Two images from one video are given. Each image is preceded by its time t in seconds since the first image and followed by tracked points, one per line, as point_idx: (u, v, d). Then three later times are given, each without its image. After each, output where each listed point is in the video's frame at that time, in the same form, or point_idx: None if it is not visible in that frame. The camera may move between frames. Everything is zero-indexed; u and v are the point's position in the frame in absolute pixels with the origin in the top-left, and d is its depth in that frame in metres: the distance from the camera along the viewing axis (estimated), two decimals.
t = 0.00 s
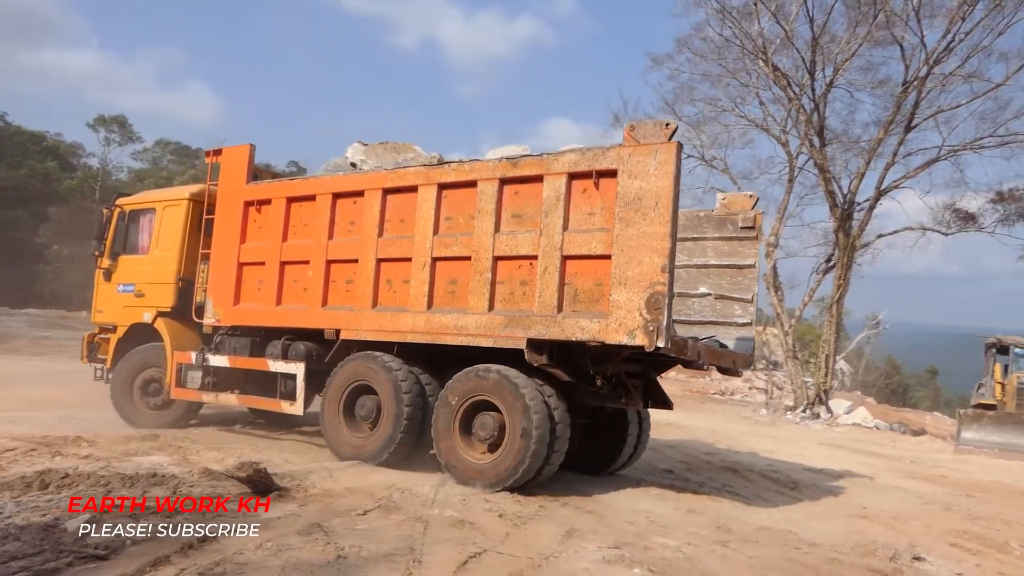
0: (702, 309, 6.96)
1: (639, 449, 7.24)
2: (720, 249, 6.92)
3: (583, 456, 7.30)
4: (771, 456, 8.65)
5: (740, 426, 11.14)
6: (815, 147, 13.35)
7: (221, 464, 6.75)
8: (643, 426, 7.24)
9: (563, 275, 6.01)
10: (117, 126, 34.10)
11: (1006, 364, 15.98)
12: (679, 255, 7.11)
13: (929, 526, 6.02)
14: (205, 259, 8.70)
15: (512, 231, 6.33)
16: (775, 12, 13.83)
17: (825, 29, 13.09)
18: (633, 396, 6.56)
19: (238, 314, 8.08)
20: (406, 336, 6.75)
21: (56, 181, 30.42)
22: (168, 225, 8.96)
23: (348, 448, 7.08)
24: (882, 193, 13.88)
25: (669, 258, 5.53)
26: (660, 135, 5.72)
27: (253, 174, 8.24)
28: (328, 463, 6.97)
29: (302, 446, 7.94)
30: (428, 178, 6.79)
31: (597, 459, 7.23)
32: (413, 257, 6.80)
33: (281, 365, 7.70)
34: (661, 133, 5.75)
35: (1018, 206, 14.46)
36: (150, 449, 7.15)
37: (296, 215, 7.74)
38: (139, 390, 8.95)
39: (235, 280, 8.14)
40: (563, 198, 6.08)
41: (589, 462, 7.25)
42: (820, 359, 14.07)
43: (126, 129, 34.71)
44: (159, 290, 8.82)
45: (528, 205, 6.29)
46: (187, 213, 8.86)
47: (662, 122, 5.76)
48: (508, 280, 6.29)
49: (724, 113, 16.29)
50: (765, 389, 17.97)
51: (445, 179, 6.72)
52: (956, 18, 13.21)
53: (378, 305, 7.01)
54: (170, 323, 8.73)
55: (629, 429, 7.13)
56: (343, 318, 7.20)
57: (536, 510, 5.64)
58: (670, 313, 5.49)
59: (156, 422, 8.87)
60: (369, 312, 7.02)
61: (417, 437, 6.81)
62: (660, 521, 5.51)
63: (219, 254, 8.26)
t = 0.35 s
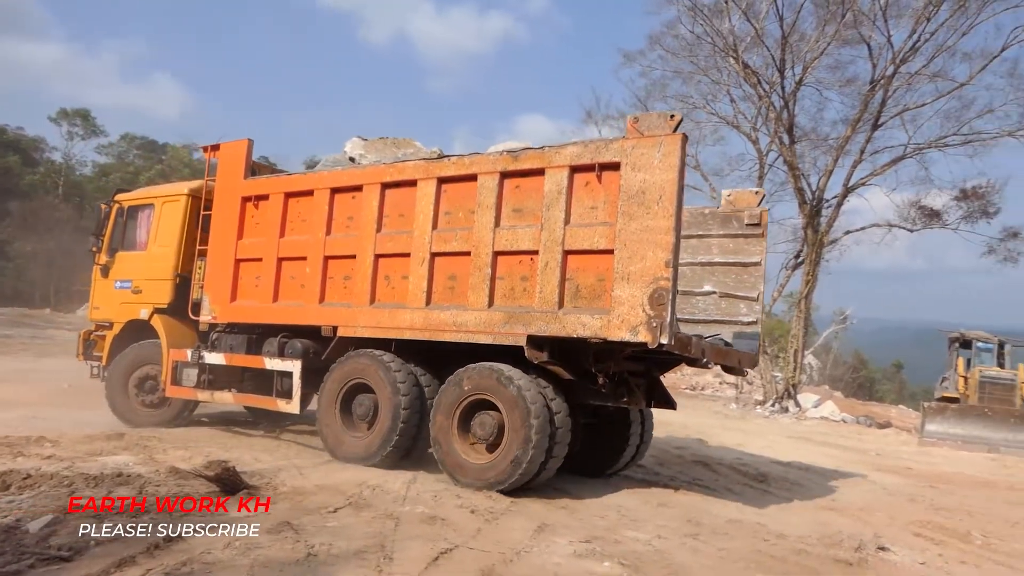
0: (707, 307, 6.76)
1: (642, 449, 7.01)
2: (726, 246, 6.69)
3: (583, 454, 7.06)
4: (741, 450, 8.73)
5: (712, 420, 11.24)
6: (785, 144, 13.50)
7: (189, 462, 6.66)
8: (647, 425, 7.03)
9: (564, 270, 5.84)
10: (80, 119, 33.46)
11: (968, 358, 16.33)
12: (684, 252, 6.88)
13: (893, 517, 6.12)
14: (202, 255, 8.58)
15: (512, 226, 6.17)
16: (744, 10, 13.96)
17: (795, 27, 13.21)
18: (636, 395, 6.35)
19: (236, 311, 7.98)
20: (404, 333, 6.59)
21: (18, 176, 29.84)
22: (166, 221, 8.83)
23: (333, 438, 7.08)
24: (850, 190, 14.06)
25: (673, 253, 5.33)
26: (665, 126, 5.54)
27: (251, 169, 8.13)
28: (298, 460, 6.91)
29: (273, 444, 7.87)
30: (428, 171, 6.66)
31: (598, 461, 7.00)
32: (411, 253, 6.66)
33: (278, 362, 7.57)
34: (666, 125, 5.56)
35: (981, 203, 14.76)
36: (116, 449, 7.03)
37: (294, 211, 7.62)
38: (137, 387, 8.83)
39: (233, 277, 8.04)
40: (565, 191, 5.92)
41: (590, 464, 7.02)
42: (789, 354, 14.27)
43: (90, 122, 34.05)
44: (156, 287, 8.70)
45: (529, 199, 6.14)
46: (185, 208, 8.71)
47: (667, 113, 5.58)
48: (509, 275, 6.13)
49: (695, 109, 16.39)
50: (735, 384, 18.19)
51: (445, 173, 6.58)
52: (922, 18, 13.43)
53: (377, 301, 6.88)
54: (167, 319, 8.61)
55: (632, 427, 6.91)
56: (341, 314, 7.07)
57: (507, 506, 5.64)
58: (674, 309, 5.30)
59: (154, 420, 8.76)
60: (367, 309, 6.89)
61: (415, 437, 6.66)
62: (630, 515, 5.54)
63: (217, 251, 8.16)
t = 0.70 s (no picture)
0: (701, 302, 6.45)
1: (635, 447, 6.86)
2: (721, 239, 6.47)
3: (573, 449, 6.91)
4: (702, 442, 8.84)
5: (674, 412, 11.38)
6: (744, 140, 13.68)
7: (144, 462, 6.52)
8: (640, 422, 6.87)
9: (556, 265, 5.65)
10: (28, 109, 32.53)
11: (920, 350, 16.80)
12: (678, 246, 6.62)
13: (847, 505, 6.26)
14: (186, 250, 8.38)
15: (502, 219, 5.97)
16: (704, 6, 14.08)
17: (754, 25, 13.38)
18: (630, 392, 6.09)
19: (220, 308, 7.79)
20: (392, 330, 6.39)
21: None
22: (150, 216, 8.67)
23: (313, 422, 6.97)
24: (807, 186, 14.31)
25: (667, 246, 5.19)
26: (658, 116, 5.39)
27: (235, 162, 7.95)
28: (258, 458, 6.81)
29: (233, 442, 7.75)
30: (415, 164, 6.48)
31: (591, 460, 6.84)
32: (399, 248, 6.47)
33: (263, 359, 7.39)
34: (659, 115, 5.41)
35: (932, 198, 15.16)
36: (69, 449, 6.86)
37: (279, 205, 7.43)
38: (120, 385, 8.66)
39: (217, 272, 7.85)
40: (556, 183, 5.73)
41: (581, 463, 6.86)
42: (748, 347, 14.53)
43: (39, 112, 33.11)
44: (140, 282, 8.53)
45: (518, 192, 5.95)
46: (170, 202, 8.55)
47: (660, 102, 5.42)
48: (499, 270, 5.93)
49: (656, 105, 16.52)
50: (695, 376, 18.48)
51: (433, 165, 6.39)
52: (876, 17, 13.71)
53: (364, 297, 6.69)
54: (150, 316, 8.45)
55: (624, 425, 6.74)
56: (327, 311, 6.88)
57: (468, 500, 5.63)
58: (667, 304, 5.14)
59: (139, 417, 8.60)
60: (353, 305, 6.69)
61: (403, 436, 6.51)
62: (593, 507, 5.57)
63: (201, 246, 7.97)
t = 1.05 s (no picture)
0: (698, 296, 6.62)
1: (631, 446, 6.77)
2: (717, 231, 6.58)
3: (568, 448, 6.80)
4: (668, 434, 8.91)
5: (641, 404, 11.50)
6: (707, 134, 13.82)
7: (101, 463, 6.38)
8: (636, 419, 6.76)
9: (546, 262, 5.55)
10: None
11: (878, 341, 17.17)
12: (674, 239, 6.76)
13: (808, 493, 6.37)
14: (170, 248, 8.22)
15: (491, 214, 5.88)
16: (667, 2, 14.18)
17: (715, 21, 13.50)
18: (624, 391, 6.04)
19: (204, 307, 7.66)
20: (380, 329, 6.30)
21: None
22: (133, 213, 8.46)
23: (297, 404, 6.88)
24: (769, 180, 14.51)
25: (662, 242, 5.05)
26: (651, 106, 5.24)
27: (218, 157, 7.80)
28: (220, 457, 6.71)
29: (195, 442, 7.63)
30: (401, 158, 6.38)
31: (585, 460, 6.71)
32: (386, 244, 6.37)
33: (250, 359, 7.25)
34: (653, 105, 5.26)
35: (889, 192, 15.47)
36: (23, 451, 6.69)
37: (264, 200, 7.30)
38: (105, 385, 8.49)
39: (201, 270, 7.72)
40: (546, 176, 5.62)
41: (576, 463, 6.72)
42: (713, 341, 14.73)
43: None
44: (124, 281, 8.34)
45: (508, 186, 5.84)
46: (153, 199, 8.35)
47: (652, 92, 5.29)
48: (488, 267, 5.84)
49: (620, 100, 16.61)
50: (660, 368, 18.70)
51: (420, 159, 6.29)
52: (834, 14, 13.94)
53: (350, 295, 6.59)
54: (135, 315, 8.28)
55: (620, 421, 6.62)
56: (313, 310, 6.78)
57: (434, 497, 5.61)
58: (663, 302, 5.01)
59: (125, 418, 8.43)
60: (340, 304, 6.59)
61: (392, 437, 6.42)
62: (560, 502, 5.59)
63: (184, 244, 7.83)
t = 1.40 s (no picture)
0: (696, 292, 6.67)
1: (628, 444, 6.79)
2: (715, 226, 6.64)
3: (564, 449, 6.77)
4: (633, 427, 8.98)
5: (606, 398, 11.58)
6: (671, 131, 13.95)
7: (53, 464, 6.23)
8: (632, 418, 6.78)
9: (539, 258, 5.52)
10: None
11: (836, 334, 17.54)
12: (671, 234, 6.83)
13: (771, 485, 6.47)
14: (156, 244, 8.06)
15: (483, 208, 5.83)
16: None
17: (678, 18, 13.61)
18: (621, 390, 6.00)
19: (190, 305, 7.52)
20: (369, 327, 6.23)
21: None
22: (119, 207, 8.26)
23: (285, 396, 6.79)
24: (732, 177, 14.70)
25: (659, 237, 5.02)
26: (646, 97, 5.19)
27: (204, 150, 7.66)
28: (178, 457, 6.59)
29: (153, 441, 7.48)
30: (391, 151, 6.31)
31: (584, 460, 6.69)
32: (376, 241, 6.30)
33: (236, 359, 7.11)
34: (648, 96, 5.21)
35: (846, 188, 15.79)
36: None
37: (251, 195, 7.19)
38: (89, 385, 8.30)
39: (187, 267, 7.57)
40: (539, 170, 5.58)
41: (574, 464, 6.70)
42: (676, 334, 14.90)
43: None
44: (109, 278, 8.14)
45: (500, 180, 5.80)
46: (139, 193, 8.16)
47: (649, 82, 5.21)
48: (480, 263, 5.80)
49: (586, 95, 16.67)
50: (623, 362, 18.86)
51: (410, 152, 6.22)
52: (795, 13, 14.16)
53: (338, 293, 6.51)
54: (120, 313, 8.10)
55: (619, 420, 6.59)
56: (301, 308, 6.69)
57: (396, 494, 5.58)
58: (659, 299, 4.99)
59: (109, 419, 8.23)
60: (328, 301, 6.51)
61: (382, 437, 6.34)
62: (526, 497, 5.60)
63: (169, 240, 7.69)
